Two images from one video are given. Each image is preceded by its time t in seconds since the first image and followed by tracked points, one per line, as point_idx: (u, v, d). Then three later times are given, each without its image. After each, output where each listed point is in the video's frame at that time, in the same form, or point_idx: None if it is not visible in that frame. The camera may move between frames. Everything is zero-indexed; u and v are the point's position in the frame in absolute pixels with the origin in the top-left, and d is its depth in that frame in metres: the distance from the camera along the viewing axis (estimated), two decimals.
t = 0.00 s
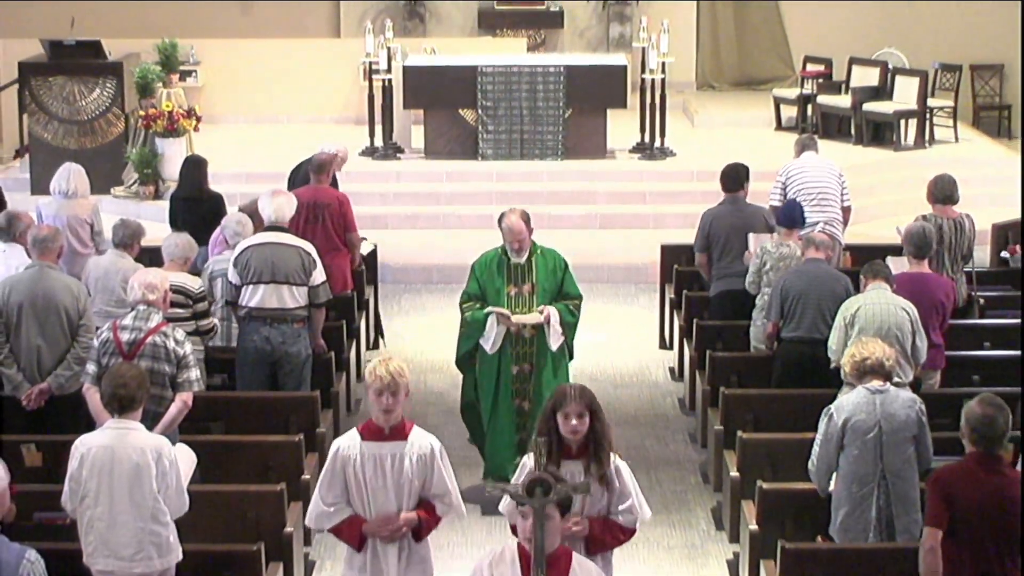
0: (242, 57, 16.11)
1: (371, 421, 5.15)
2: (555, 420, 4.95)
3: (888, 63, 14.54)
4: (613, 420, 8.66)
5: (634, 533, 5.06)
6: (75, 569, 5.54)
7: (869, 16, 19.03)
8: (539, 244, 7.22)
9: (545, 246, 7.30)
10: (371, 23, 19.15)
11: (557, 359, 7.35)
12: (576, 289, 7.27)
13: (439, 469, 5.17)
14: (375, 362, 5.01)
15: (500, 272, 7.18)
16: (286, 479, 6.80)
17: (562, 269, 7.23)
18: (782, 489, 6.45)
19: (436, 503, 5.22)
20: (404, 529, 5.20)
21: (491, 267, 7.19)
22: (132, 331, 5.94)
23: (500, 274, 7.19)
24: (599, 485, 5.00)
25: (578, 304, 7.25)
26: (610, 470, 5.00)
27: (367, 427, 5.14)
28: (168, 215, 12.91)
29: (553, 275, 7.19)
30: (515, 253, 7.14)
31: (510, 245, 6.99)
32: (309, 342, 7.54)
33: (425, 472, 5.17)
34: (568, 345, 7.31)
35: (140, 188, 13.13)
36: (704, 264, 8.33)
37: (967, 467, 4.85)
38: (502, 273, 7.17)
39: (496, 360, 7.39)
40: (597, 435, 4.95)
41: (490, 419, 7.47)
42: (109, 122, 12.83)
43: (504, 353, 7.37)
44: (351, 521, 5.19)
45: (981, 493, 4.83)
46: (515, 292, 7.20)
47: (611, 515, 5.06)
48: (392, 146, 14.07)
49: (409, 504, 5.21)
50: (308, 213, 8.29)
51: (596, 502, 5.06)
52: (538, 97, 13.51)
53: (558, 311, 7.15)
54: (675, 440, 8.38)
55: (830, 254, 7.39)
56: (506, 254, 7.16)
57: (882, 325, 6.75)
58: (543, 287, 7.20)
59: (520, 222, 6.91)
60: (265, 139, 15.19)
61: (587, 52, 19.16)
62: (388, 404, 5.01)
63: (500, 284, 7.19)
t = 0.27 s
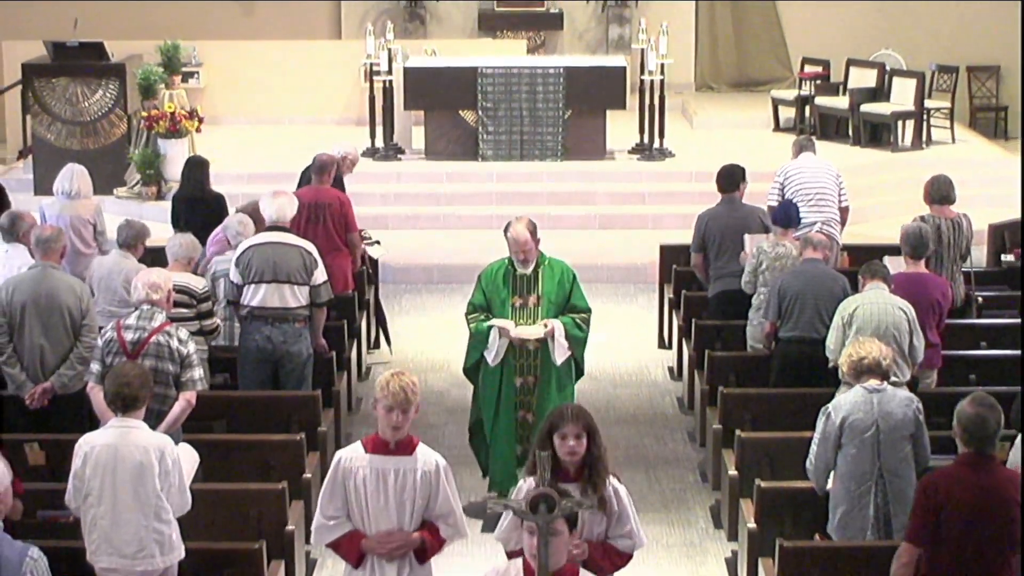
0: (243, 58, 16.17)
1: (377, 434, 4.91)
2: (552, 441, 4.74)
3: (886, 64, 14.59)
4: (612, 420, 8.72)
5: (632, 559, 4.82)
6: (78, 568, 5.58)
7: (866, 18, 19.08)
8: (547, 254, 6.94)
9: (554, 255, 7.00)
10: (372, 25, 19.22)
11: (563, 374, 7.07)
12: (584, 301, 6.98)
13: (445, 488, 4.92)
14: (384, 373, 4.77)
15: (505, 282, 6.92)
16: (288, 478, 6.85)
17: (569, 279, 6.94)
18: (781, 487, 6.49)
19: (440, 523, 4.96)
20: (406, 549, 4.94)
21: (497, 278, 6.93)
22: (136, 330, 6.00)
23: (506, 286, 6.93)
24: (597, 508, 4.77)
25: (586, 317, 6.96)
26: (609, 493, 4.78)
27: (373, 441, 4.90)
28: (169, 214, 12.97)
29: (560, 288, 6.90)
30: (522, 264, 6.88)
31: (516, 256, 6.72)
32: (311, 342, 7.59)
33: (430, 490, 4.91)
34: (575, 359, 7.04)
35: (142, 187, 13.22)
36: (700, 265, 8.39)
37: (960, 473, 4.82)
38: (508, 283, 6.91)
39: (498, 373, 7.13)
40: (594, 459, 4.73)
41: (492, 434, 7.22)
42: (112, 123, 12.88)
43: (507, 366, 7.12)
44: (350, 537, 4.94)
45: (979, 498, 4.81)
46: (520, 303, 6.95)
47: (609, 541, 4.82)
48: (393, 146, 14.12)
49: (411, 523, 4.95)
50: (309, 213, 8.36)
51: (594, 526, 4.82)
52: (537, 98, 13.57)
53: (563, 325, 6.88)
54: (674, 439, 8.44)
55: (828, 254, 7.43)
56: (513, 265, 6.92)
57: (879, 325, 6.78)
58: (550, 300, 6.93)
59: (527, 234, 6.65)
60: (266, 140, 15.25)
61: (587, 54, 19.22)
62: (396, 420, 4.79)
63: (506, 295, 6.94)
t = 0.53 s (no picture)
0: (244, 59, 16.21)
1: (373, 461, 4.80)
2: (554, 460, 4.78)
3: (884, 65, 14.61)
4: (611, 419, 8.77)
5: None
6: (82, 565, 5.63)
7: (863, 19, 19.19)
8: (545, 260, 6.97)
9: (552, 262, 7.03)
10: (373, 27, 19.24)
11: (564, 380, 7.10)
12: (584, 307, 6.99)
13: (442, 513, 4.80)
14: (377, 397, 4.69)
15: (503, 289, 6.95)
16: (289, 476, 6.89)
17: (568, 284, 6.95)
18: (778, 486, 6.53)
19: (438, 549, 4.84)
20: None
21: (496, 285, 6.96)
22: (140, 330, 6.04)
23: (505, 293, 6.96)
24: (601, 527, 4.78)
25: (587, 322, 6.97)
26: (613, 511, 4.80)
27: (368, 468, 4.79)
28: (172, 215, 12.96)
29: (559, 294, 6.93)
30: (521, 271, 6.89)
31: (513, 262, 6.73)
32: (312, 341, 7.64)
33: (427, 516, 4.80)
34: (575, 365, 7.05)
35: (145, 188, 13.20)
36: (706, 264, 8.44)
37: (949, 473, 4.85)
38: (507, 290, 6.94)
39: (497, 381, 7.13)
40: (597, 477, 4.78)
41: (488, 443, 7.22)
42: (114, 125, 12.96)
43: (506, 373, 7.13)
44: (346, 566, 4.83)
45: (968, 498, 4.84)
46: (519, 310, 6.98)
47: (613, 560, 4.84)
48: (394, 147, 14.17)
49: (408, 551, 4.82)
50: (310, 213, 8.42)
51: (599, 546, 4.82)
52: (537, 99, 13.63)
53: (563, 331, 6.90)
54: (673, 438, 8.50)
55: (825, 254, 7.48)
56: (512, 271, 6.94)
57: (876, 324, 6.82)
58: (549, 306, 6.95)
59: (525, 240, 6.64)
60: (267, 141, 15.32)
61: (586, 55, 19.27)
62: (388, 445, 4.69)
63: (505, 302, 6.97)
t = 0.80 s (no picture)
0: (245, 61, 16.26)
1: (362, 480, 4.60)
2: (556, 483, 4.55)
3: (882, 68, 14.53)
4: (610, 418, 8.82)
5: None
6: (85, 562, 5.67)
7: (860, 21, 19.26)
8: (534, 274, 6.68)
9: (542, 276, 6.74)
10: (374, 29, 19.30)
11: (560, 401, 6.76)
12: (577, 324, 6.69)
13: (436, 533, 4.58)
14: (358, 417, 4.53)
15: (494, 306, 6.62)
16: (290, 475, 6.93)
17: (560, 298, 6.65)
18: (777, 485, 6.56)
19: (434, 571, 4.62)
20: None
21: (486, 303, 6.62)
22: (143, 329, 6.09)
23: (495, 311, 6.62)
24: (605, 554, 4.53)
25: (580, 338, 6.65)
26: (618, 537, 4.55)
27: (357, 488, 4.58)
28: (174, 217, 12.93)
29: (551, 308, 6.61)
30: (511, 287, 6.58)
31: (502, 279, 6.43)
32: (313, 341, 7.69)
33: (421, 536, 4.58)
34: (571, 385, 6.72)
35: (148, 189, 13.18)
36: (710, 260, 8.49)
37: (942, 473, 4.91)
38: (497, 308, 6.61)
39: (492, 400, 6.77)
40: (602, 501, 4.55)
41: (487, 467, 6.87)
42: (117, 126, 13.00)
43: (500, 393, 6.79)
44: None
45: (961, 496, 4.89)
46: (511, 328, 6.65)
47: None
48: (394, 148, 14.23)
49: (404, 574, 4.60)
50: (312, 214, 8.48)
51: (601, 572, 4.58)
52: (537, 101, 13.70)
53: (556, 346, 6.57)
54: (671, 437, 8.55)
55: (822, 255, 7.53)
56: (501, 288, 6.61)
57: (874, 323, 6.86)
58: (541, 322, 6.64)
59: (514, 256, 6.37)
60: (268, 142, 15.36)
61: (586, 57, 19.32)
62: (375, 463, 4.50)
63: (497, 319, 6.63)
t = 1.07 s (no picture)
0: (246, 63, 16.31)
1: (360, 509, 4.58)
2: (554, 511, 4.51)
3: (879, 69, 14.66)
4: (609, 418, 8.88)
5: None
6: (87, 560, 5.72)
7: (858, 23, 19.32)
8: (529, 278, 6.51)
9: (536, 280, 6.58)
10: (374, 31, 19.35)
11: (555, 407, 6.61)
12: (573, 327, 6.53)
13: (435, 563, 4.56)
14: (366, 441, 4.51)
15: (490, 310, 6.46)
16: (292, 474, 6.97)
17: (556, 302, 6.49)
18: (774, 484, 6.60)
19: None
20: None
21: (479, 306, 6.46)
22: (146, 328, 6.15)
23: (489, 314, 6.46)
24: None
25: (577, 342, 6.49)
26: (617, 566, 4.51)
27: (355, 517, 4.56)
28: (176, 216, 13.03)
29: (548, 312, 6.45)
30: (504, 290, 6.43)
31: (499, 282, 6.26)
32: (314, 341, 7.74)
33: (420, 566, 4.56)
34: (567, 390, 6.56)
35: (150, 190, 13.26)
36: (704, 260, 8.54)
37: (935, 473, 4.97)
38: (492, 311, 6.45)
39: (487, 407, 6.62)
40: (601, 529, 4.50)
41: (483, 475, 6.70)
42: (119, 127, 13.07)
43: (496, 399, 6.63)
44: None
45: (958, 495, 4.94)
46: (507, 332, 6.49)
47: None
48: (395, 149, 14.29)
49: None
50: (313, 214, 8.54)
51: None
52: (537, 102, 13.75)
53: (555, 349, 6.40)
54: (670, 436, 8.61)
55: (819, 256, 7.58)
56: (496, 292, 6.45)
57: (871, 323, 6.90)
58: (537, 325, 6.48)
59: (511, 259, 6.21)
60: (269, 143, 15.42)
61: (586, 59, 19.38)
62: (375, 492, 4.48)
63: (492, 323, 6.47)
